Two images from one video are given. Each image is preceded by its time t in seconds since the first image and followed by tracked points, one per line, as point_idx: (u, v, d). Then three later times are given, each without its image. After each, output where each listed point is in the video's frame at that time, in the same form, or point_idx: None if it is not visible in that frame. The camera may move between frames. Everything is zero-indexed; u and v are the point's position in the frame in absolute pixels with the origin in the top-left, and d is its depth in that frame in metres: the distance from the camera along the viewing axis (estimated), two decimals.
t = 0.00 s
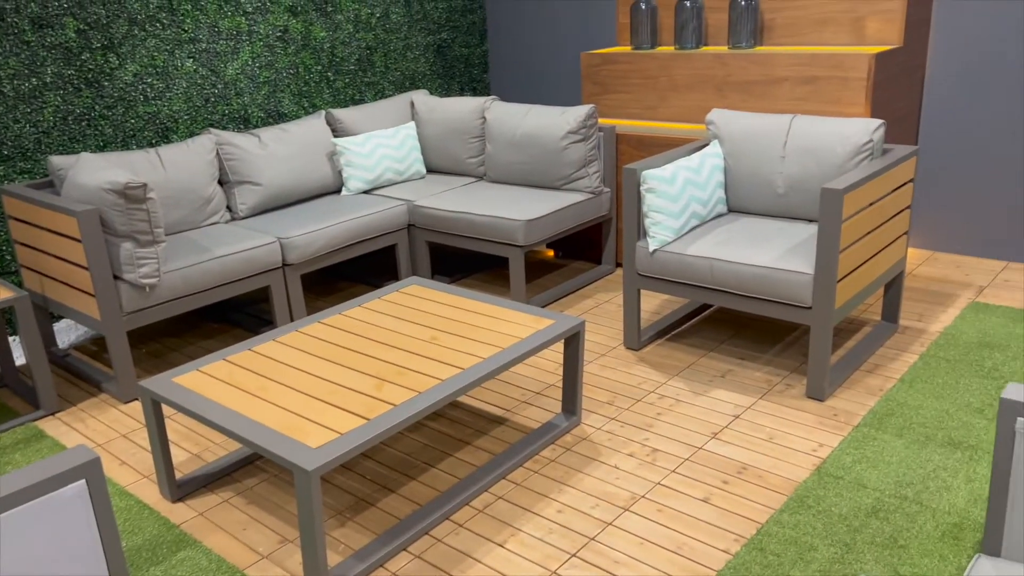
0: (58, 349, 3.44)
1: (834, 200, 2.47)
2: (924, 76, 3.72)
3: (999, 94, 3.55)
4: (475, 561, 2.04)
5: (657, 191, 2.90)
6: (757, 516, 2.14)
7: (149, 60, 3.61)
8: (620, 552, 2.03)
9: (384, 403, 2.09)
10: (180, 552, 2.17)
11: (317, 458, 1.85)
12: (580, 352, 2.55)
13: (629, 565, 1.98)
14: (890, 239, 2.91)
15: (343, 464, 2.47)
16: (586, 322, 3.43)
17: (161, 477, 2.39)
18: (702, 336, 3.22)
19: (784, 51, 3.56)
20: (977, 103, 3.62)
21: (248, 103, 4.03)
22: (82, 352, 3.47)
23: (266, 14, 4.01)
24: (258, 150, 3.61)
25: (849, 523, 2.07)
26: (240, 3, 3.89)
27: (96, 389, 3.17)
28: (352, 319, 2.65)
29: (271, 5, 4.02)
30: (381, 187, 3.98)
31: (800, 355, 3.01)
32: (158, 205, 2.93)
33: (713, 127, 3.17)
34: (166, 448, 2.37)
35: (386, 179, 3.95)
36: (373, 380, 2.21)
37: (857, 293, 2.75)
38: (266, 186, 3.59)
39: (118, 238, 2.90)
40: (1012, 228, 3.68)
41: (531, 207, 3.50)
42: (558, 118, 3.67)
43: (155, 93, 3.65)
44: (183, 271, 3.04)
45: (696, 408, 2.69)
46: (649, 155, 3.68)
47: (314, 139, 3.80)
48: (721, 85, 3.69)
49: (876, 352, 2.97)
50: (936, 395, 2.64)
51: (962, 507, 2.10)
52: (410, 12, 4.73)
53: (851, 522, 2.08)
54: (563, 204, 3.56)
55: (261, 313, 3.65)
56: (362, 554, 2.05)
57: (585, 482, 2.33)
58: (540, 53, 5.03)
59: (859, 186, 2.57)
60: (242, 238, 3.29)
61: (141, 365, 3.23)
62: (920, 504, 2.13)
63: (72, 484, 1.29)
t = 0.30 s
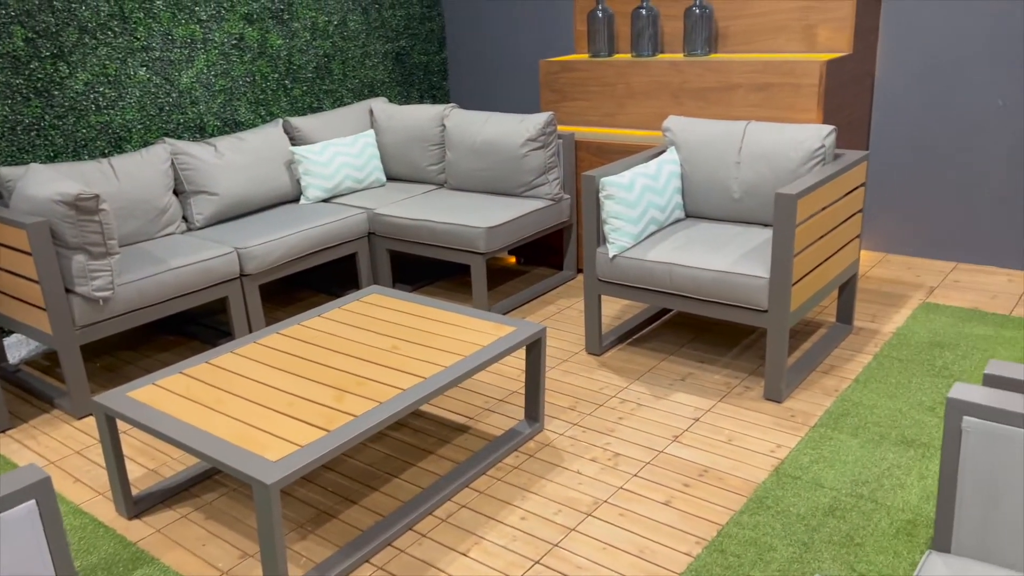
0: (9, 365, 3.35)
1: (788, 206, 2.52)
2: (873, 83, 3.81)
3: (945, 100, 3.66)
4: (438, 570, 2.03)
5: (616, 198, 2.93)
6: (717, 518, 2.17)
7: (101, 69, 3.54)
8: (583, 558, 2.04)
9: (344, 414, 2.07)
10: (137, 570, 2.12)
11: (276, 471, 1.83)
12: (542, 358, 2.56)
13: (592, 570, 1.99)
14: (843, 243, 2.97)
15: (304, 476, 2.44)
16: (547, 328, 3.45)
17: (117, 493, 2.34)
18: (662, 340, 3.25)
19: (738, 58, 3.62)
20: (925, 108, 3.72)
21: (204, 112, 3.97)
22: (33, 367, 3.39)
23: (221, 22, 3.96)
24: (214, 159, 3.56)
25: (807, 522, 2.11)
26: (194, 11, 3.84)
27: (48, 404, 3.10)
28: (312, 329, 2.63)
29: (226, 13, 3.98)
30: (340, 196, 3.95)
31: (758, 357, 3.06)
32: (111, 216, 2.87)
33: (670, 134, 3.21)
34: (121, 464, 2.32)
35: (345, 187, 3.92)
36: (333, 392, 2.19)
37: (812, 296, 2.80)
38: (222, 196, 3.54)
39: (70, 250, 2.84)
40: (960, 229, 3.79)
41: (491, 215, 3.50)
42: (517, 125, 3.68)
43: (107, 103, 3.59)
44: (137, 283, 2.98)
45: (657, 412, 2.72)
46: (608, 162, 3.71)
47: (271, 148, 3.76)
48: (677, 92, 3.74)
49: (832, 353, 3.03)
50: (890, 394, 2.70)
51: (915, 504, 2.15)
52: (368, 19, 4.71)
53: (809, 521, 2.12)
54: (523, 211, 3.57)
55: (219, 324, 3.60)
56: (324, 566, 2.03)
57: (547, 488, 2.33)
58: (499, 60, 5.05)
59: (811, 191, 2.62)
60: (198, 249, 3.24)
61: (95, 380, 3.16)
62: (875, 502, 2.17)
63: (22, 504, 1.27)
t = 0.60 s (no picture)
0: None
1: (746, 206, 2.55)
2: (827, 85, 3.89)
3: (896, 101, 3.74)
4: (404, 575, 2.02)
5: (577, 200, 2.94)
6: (681, 516, 2.19)
7: (51, 74, 3.47)
8: (549, 559, 2.04)
9: (306, 421, 2.04)
10: None
11: (237, 480, 1.80)
12: (506, 361, 2.56)
13: (558, 571, 2.00)
14: (800, 242, 3.02)
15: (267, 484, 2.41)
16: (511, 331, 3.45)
17: (73, 507, 2.29)
18: (625, 340, 3.27)
19: (695, 61, 3.66)
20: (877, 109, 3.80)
21: (159, 117, 3.91)
22: None
23: (175, 26, 3.90)
24: (170, 165, 3.50)
25: (769, 518, 2.14)
26: (147, 15, 3.77)
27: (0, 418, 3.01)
28: (273, 336, 2.59)
29: (180, 16, 3.91)
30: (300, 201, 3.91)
31: (719, 356, 3.10)
32: (63, 224, 2.81)
33: (630, 136, 3.24)
34: (77, 477, 2.27)
35: (305, 192, 3.87)
36: (295, 399, 2.16)
37: (770, 295, 2.84)
38: (179, 202, 3.48)
39: (21, 259, 2.77)
40: (913, 227, 3.88)
41: (453, 218, 3.50)
42: (478, 129, 3.68)
43: (58, 108, 3.51)
44: (91, 291, 2.92)
45: (621, 412, 2.74)
46: (569, 164, 3.73)
47: (229, 153, 3.71)
48: (637, 94, 3.78)
49: (791, 350, 3.08)
50: (847, 390, 2.75)
51: (873, 497, 2.19)
52: (326, 23, 4.67)
53: (771, 516, 2.15)
54: (486, 214, 3.56)
55: (178, 333, 3.54)
56: None
57: (513, 491, 2.33)
58: (459, 64, 5.04)
59: (768, 192, 2.67)
60: (155, 256, 3.18)
61: (49, 391, 3.08)
62: (835, 496, 2.21)
63: None
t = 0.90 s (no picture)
0: None
1: (701, 205, 2.58)
2: (781, 84, 3.94)
3: (847, 100, 3.81)
4: None
5: (535, 201, 2.94)
6: (642, 514, 2.20)
7: None
8: (511, 562, 2.04)
9: (262, 429, 2.01)
10: None
11: (190, 491, 1.76)
12: (467, 363, 2.55)
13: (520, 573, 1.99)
14: (755, 239, 3.06)
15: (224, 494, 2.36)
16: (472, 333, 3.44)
17: (22, 523, 2.22)
18: (586, 340, 3.28)
19: (651, 61, 3.69)
20: (829, 108, 3.86)
21: (108, 121, 3.82)
22: None
23: (124, 28, 3.82)
24: (121, 170, 3.42)
25: (729, 513, 2.16)
26: (94, 16, 3.69)
27: None
28: (228, 343, 2.55)
29: (129, 18, 3.83)
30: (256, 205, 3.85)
31: (679, 354, 3.12)
32: (9, 232, 2.73)
33: (588, 137, 3.25)
34: (26, 492, 2.21)
35: (261, 196, 3.82)
36: (251, 407, 2.12)
37: (727, 292, 2.88)
38: (130, 208, 3.41)
39: None
40: (866, 224, 3.95)
41: (412, 220, 3.47)
42: (436, 130, 3.66)
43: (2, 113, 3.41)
44: (39, 301, 2.84)
45: (583, 412, 2.74)
46: (528, 165, 3.73)
47: (181, 157, 3.64)
48: (594, 95, 3.79)
49: (749, 347, 3.11)
50: (804, 385, 2.80)
51: (830, 490, 2.23)
52: (280, 24, 4.62)
53: (731, 512, 2.17)
54: (445, 216, 3.55)
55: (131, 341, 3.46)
56: None
57: (475, 494, 2.32)
58: (416, 65, 5.02)
59: (723, 191, 2.69)
60: (106, 263, 3.11)
61: None
62: (792, 490, 2.24)
63: None
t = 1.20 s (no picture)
0: None
1: (659, 202, 2.60)
2: (737, 81, 3.99)
3: (802, 96, 3.87)
4: None
5: (496, 200, 2.94)
6: (606, 510, 2.21)
7: None
8: (476, 561, 2.04)
9: (220, 435, 1.97)
10: None
11: (146, 499, 1.72)
12: (429, 364, 2.53)
13: (484, 573, 1.99)
14: (714, 235, 3.09)
15: (184, 502, 2.32)
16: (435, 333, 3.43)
17: None
18: (549, 338, 3.29)
19: (609, 59, 3.71)
20: (785, 104, 3.92)
21: (58, 123, 3.73)
22: None
23: (73, 28, 3.73)
24: (72, 173, 3.34)
25: (691, 507, 2.19)
26: (41, 17, 3.60)
27: None
28: (184, 348, 2.50)
29: (78, 18, 3.74)
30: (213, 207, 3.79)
31: (641, 350, 3.14)
32: None
33: (547, 135, 3.25)
34: None
35: (218, 198, 3.76)
36: (208, 412, 2.09)
37: (687, 288, 2.90)
38: (82, 212, 3.33)
39: None
40: (822, 218, 4.02)
41: (372, 221, 3.45)
42: (395, 129, 3.64)
43: None
44: None
45: (546, 410, 2.75)
46: (489, 164, 3.73)
47: (135, 159, 3.56)
48: (553, 93, 3.80)
49: (709, 342, 3.15)
50: (764, 377, 2.84)
51: (789, 481, 2.26)
52: (235, 24, 4.55)
53: (693, 506, 2.19)
54: (406, 216, 3.52)
55: (86, 348, 3.39)
56: None
57: (439, 494, 2.32)
58: (375, 64, 4.99)
59: (681, 187, 2.72)
60: (57, 269, 3.03)
61: None
62: (753, 482, 2.27)
63: None
